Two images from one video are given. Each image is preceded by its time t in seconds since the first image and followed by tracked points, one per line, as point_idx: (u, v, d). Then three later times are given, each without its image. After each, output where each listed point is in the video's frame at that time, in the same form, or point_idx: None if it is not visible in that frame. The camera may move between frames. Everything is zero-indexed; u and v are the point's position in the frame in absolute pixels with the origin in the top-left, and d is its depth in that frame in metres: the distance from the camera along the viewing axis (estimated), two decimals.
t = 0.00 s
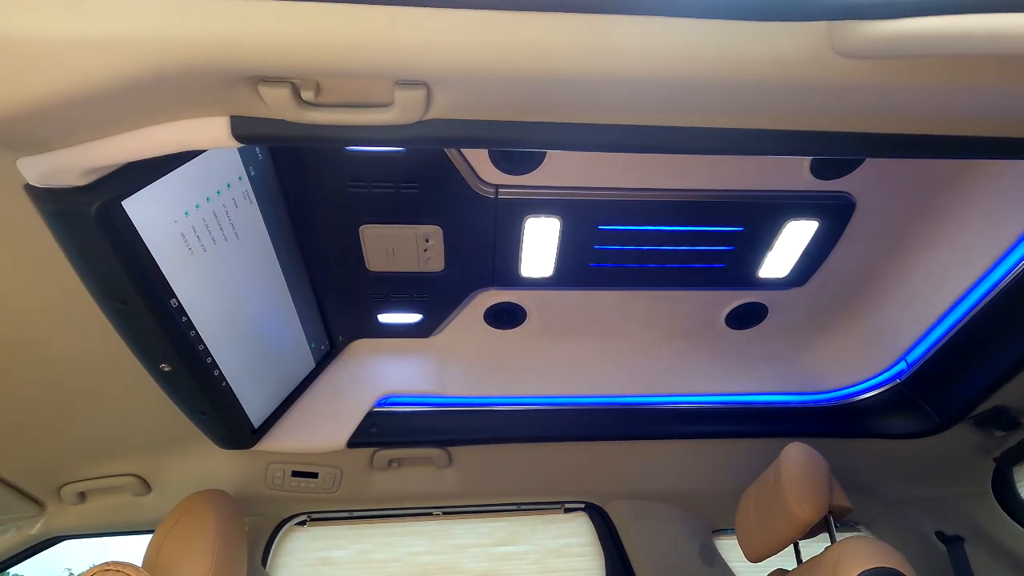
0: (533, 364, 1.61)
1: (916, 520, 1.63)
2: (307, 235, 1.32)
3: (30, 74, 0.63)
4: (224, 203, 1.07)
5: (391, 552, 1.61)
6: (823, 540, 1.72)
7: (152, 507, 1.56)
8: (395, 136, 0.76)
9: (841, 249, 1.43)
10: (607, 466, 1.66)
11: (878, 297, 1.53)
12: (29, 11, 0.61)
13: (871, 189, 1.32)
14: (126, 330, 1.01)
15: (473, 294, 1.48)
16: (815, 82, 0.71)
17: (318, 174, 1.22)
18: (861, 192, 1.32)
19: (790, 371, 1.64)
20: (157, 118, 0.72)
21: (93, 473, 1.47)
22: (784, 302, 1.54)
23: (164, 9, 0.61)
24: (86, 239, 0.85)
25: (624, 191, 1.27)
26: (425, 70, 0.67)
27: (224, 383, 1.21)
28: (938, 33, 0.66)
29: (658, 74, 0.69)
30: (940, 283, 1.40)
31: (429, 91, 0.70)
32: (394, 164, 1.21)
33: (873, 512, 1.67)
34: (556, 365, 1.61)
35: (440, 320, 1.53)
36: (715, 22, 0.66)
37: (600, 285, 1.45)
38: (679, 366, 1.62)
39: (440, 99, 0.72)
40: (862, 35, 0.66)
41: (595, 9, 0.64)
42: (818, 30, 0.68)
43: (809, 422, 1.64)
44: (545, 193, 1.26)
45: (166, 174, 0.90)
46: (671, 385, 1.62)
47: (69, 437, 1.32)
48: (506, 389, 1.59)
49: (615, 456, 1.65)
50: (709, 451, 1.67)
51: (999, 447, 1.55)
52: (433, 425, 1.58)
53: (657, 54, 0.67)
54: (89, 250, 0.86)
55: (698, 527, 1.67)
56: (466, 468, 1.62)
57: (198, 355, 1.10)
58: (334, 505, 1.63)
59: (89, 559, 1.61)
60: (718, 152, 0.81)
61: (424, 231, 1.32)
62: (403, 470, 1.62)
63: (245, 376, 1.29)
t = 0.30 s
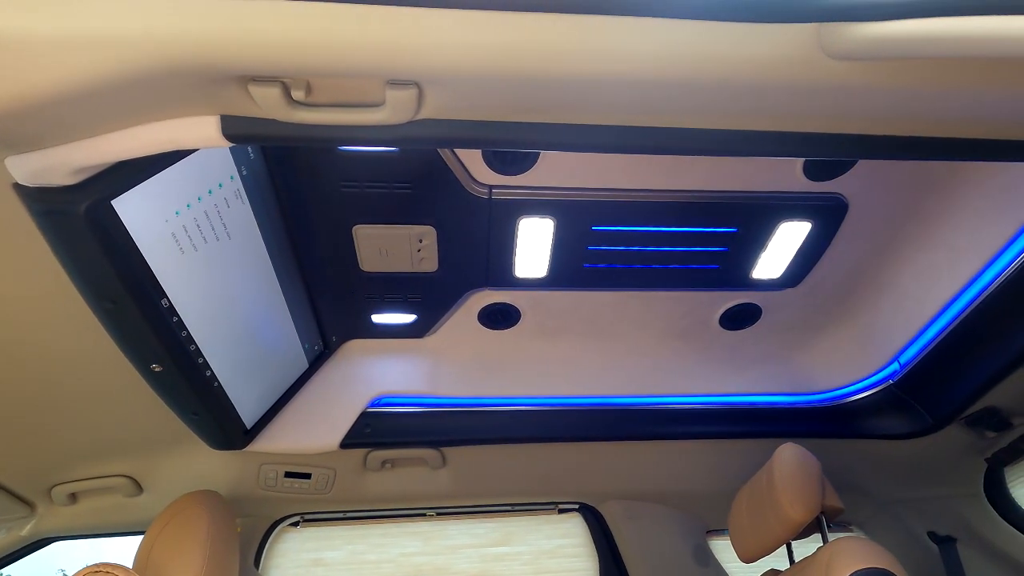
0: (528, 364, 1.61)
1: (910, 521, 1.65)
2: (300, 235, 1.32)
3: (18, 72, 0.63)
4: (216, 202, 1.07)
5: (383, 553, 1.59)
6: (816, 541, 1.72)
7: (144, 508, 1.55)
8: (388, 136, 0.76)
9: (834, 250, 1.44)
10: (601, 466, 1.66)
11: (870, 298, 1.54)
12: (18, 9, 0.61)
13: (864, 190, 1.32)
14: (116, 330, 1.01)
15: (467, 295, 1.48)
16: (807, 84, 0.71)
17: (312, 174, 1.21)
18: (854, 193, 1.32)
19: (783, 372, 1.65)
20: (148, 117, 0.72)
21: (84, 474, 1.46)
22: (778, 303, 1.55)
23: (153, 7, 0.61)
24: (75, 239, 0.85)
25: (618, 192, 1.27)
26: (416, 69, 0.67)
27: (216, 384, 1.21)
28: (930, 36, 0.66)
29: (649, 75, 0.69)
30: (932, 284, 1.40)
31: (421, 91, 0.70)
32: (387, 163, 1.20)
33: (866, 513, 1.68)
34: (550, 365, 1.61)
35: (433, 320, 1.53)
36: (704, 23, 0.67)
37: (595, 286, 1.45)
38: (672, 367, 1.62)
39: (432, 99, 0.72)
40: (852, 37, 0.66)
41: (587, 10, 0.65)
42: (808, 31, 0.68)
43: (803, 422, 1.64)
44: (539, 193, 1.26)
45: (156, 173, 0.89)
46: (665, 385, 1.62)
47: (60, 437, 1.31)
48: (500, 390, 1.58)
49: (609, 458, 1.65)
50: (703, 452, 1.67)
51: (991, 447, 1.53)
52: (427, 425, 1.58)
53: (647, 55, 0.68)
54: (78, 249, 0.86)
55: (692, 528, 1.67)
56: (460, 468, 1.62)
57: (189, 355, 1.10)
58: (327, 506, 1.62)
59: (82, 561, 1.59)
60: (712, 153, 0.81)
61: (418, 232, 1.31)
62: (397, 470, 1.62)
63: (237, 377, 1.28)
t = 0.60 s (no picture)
0: (523, 365, 1.61)
1: (904, 522, 1.65)
2: (296, 235, 1.32)
3: (11, 72, 0.63)
4: (211, 202, 1.07)
5: (380, 553, 1.61)
6: (809, 541, 1.73)
7: (138, 508, 1.54)
8: (383, 137, 0.76)
9: (829, 252, 1.44)
10: (596, 467, 1.66)
11: (865, 299, 1.54)
12: (11, 9, 0.61)
13: (859, 191, 1.33)
14: (110, 330, 1.01)
15: (463, 296, 1.48)
16: (800, 86, 0.72)
17: (307, 175, 1.21)
18: (849, 194, 1.33)
19: (778, 372, 1.65)
20: (142, 117, 0.72)
21: (78, 474, 1.45)
22: (773, 304, 1.55)
23: (148, 7, 0.62)
24: (69, 240, 0.85)
25: (613, 193, 1.27)
26: (412, 70, 0.67)
27: (211, 385, 1.21)
28: (923, 39, 0.66)
29: (643, 78, 0.69)
30: (926, 286, 1.41)
31: (415, 92, 0.70)
32: (383, 163, 1.20)
33: (861, 514, 1.69)
34: (546, 366, 1.61)
35: (429, 321, 1.53)
36: (698, 24, 0.67)
37: (591, 286, 1.45)
38: (668, 368, 1.62)
39: (427, 99, 0.72)
40: (845, 39, 0.67)
41: (581, 11, 0.65)
42: (802, 32, 0.68)
43: (798, 423, 1.64)
44: (535, 194, 1.26)
45: (151, 174, 0.89)
46: (661, 386, 1.62)
47: (53, 438, 1.31)
48: (496, 390, 1.58)
49: (605, 459, 1.65)
50: (699, 453, 1.67)
51: (984, 447, 1.52)
52: (422, 426, 1.57)
53: (641, 57, 0.68)
54: (72, 249, 0.86)
55: (687, 528, 1.68)
56: (456, 469, 1.62)
57: (184, 355, 1.10)
58: (322, 507, 1.61)
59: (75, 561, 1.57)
60: (707, 154, 0.81)
61: (413, 232, 1.31)
62: (390, 471, 1.61)
63: (232, 377, 1.28)
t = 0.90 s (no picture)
0: (520, 365, 1.61)
1: (899, 521, 1.67)
2: (292, 236, 1.31)
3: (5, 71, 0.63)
4: (206, 202, 1.06)
5: (376, 555, 1.60)
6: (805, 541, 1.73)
7: (133, 509, 1.54)
8: (380, 137, 0.76)
9: (825, 253, 1.44)
10: (593, 467, 1.66)
11: (861, 300, 1.54)
12: (5, 8, 0.60)
13: (856, 193, 1.33)
14: (104, 330, 1.00)
15: (460, 296, 1.48)
16: (797, 87, 0.72)
17: (304, 174, 1.21)
18: (846, 196, 1.33)
19: (774, 373, 1.65)
20: (136, 117, 0.72)
21: (73, 475, 1.45)
22: (769, 305, 1.55)
23: (144, 6, 0.61)
24: (64, 239, 0.84)
25: (610, 194, 1.27)
26: (409, 70, 0.67)
27: (206, 385, 1.20)
28: (921, 40, 0.66)
29: (640, 78, 0.69)
30: (922, 287, 1.41)
31: (412, 92, 0.70)
32: (380, 163, 1.20)
33: (855, 515, 1.70)
34: (542, 366, 1.61)
35: (426, 321, 1.53)
36: (695, 25, 0.67)
37: (588, 287, 1.45)
38: (664, 368, 1.62)
39: (424, 99, 0.71)
40: (841, 40, 0.67)
41: (578, 12, 0.65)
42: (798, 33, 0.68)
43: (794, 423, 1.64)
44: (532, 194, 1.26)
45: (146, 173, 0.89)
46: (657, 387, 1.61)
47: (48, 438, 1.30)
48: (493, 391, 1.58)
49: (601, 459, 1.65)
50: (695, 454, 1.67)
51: (980, 447, 1.51)
52: (418, 426, 1.56)
53: (637, 57, 0.68)
54: (66, 248, 0.86)
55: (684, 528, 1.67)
56: (453, 469, 1.61)
57: (179, 355, 1.09)
58: (318, 508, 1.61)
59: (69, 563, 1.57)
60: (704, 154, 0.81)
61: (410, 232, 1.31)
62: (387, 471, 1.61)
63: (227, 378, 1.27)
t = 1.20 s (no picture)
0: (517, 366, 1.60)
1: (895, 521, 1.67)
2: (289, 236, 1.31)
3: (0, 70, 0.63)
4: (203, 202, 1.06)
5: (373, 555, 1.59)
6: (802, 541, 1.74)
7: (129, 510, 1.53)
8: (378, 137, 0.76)
9: (822, 253, 1.45)
10: (590, 468, 1.66)
11: (857, 301, 1.54)
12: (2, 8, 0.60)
13: (852, 194, 1.33)
14: (101, 331, 1.00)
15: (458, 296, 1.47)
16: (794, 89, 0.72)
17: (301, 175, 1.20)
18: (842, 197, 1.33)
19: (771, 373, 1.65)
20: (133, 116, 0.71)
21: (68, 476, 1.44)
22: (766, 306, 1.56)
23: (140, 7, 0.61)
24: (60, 239, 0.84)
25: (608, 194, 1.27)
26: (406, 71, 0.67)
27: (203, 386, 1.20)
28: (917, 42, 0.66)
29: (637, 80, 0.69)
30: (918, 287, 1.41)
31: (410, 92, 0.70)
32: (377, 163, 1.20)
33: (852, 514, 1.71)
34: (539, 367, 1.61)
35: (423, 322, 1.52)
36: (693, 26, 0.67)
37: (585, 287, 1.45)
38: (662, 369, 1.62)
39: (421, 99, 0.71)
40: (839, 41, 0.67)
41: (576, 12, 0.65)
42: (795, 35, 0.68)
43: (791, 424, 1.64)
44: (529, 195, 1.26)
45: (142, 173, 0.89)
46: (655, 387, 1.62)
47: (44, 439, 1.30)
48: (490, 391, 1.58)
49: (598, 459, 1.65)
50: (693, 454, 1.67)
51: (975, 447, 1.52)
52: (415, 427, 1.56)
53: (635, 58, 0.68)
54: (61, 248, 0.85)
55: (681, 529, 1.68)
56: (450, 470, 1.61)
57: (175, 356, 1.09)
58: (315, 508, 1.61)
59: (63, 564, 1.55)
60: (702, 155, 0.81)
61: (408, 232, 1.31)
62: (384, 472, 1.61)
63: (223, 378, 1.27)
